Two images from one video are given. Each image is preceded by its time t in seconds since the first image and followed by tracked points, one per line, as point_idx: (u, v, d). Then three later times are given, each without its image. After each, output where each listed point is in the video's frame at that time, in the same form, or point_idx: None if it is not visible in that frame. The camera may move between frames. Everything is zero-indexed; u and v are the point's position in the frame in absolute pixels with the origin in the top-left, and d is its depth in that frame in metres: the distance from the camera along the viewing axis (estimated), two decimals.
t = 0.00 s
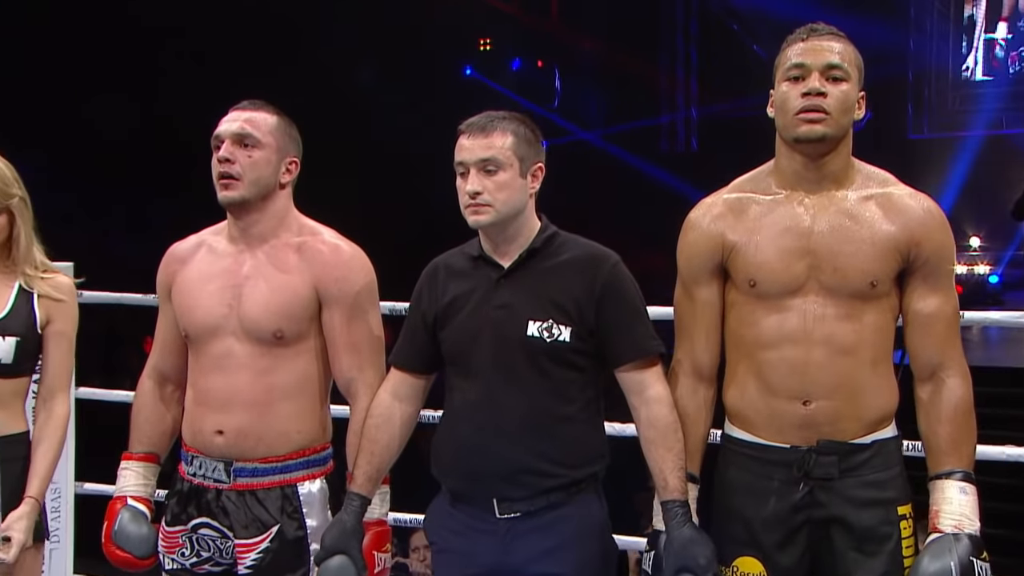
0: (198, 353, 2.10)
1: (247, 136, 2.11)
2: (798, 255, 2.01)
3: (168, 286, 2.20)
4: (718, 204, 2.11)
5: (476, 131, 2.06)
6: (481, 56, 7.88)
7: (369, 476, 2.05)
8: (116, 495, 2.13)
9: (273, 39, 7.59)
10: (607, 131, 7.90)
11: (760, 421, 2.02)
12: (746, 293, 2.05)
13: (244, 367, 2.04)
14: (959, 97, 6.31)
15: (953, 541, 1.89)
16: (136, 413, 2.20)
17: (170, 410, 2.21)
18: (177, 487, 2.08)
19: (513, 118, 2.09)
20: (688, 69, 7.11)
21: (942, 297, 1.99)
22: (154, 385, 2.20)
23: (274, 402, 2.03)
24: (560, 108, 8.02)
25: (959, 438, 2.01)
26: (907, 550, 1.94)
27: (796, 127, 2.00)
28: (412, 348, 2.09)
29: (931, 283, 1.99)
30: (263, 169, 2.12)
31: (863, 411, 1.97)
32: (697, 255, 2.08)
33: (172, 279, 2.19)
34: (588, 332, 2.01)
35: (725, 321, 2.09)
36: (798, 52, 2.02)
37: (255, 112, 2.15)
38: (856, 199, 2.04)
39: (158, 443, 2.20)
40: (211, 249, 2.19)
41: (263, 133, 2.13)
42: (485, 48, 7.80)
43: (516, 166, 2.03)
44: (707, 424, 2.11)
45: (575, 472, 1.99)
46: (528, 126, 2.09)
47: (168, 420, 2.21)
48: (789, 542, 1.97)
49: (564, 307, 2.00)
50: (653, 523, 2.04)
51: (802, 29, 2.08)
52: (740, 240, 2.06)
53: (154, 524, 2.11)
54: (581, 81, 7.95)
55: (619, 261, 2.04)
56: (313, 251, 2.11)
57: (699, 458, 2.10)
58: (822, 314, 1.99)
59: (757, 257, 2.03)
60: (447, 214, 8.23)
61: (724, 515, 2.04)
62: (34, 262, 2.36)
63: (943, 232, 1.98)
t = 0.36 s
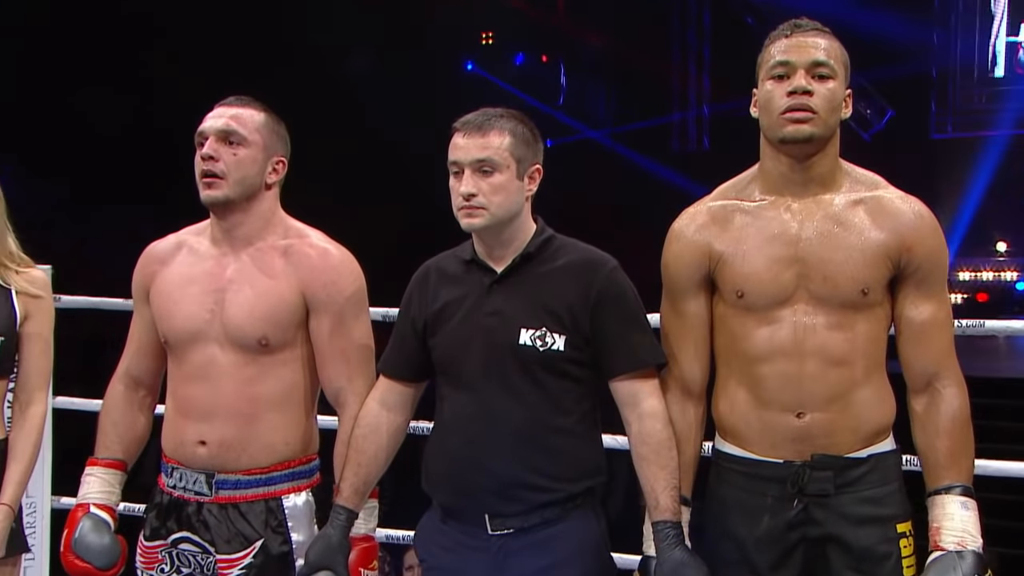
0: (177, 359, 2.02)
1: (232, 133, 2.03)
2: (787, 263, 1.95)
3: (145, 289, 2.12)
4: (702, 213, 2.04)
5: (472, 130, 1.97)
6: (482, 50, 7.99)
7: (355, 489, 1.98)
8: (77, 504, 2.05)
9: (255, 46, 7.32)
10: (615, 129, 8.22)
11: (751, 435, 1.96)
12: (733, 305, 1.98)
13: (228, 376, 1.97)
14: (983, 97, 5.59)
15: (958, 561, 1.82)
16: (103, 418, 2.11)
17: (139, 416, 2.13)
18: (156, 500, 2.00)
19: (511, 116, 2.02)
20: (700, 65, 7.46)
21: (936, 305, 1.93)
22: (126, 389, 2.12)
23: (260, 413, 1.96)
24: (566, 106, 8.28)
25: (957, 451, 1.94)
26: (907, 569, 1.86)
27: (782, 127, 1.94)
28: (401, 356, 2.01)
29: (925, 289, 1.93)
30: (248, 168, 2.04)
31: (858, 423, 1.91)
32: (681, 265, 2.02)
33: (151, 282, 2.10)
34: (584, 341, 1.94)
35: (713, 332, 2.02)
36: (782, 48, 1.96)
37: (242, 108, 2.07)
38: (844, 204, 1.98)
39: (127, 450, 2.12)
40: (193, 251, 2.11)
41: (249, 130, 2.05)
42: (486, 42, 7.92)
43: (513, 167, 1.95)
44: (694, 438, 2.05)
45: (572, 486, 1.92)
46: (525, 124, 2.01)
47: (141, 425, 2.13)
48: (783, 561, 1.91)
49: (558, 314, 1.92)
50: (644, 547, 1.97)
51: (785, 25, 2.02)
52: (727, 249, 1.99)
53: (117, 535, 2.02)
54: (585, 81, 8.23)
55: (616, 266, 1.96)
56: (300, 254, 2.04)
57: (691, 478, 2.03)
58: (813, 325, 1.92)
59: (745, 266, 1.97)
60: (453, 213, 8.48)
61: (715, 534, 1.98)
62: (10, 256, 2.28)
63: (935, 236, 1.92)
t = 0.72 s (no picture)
0: (156, 375, 1.94)
1: (208, 136, 1.95)
2: (767, 276, 1.89)
3: (122, 303, 2.03)
4: (677, 225, 1.97)
5: (462, 132, 1.90)
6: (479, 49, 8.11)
7: (346, 509, 1.90)
8: (64, 530, 1.95)
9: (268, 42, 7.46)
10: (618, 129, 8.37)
11: (731, 452, 1.89)
12: (713, 321, 1.91)
13: (208, 392, 1.89)
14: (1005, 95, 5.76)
15: None
16: (86, 441, 2.02)
17: (121, 438, 2.04)
18: (130, 518, 1.91)
19: (502, 116, 1.94)
20: (709, 64, 7.30)
21: (918, 316, 1.87)
22: (108, 411, 2.03)
23: (241, 430, 1.88)
24: (568, 106, 8.44)
25: (947, 469, 1.87)
26: None
27: (757, 136, 1.88)
28: (388, 369, 1.94)
29: (908, 300, 1.87)
30: (225, 172, 1.96)
31: (842, 442, 1.85)
32: (659, 280, 1.94)
33: (128, 296, 2.02)
34: (577, 352, 1.87)
35: (693, 349, 1.95)
36: (755, 53, 1.91)
37: (219, 109, 1.99)
38: (823, 213, 1.92)
39: (110, 473, 2.02)
40: (169, 263, 2.03)
41: (226, 133, 1.97)
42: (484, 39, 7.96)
43: (504, 172, 1.88)
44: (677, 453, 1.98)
45: (564, 504, 1.84)
46: (517, 125, 1.94)
47: (122, 449, 2.04)
48: None
49: (551, 324, 1.85)
50: None
51: (758, 28, 1.97)
52: (705, 262, 1.93)
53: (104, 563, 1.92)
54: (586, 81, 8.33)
55: (613, 273, 1.89)
56: (280, 263, 1.96)
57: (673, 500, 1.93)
58: (793, 340, 1.86)
59: (723, 281, 1.90)
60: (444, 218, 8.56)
61: (693, 554, 1.91)
62: None
63: (918, 246, 1.86)
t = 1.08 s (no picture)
0: (153, 384, 1.92)
1: (206, 145, 1.93)
2: (752, 286, 1.88)
3: (118, 312, 2.01)
4: (662, 234, 1.98)
5: (463, 139, 1.88)
6: (481, 56, 8.36)
7: (336, 517, 1.87)
8: (56, 545, 1.92)
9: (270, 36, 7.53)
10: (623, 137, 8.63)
11: (716, 464, 1.89)
12: (697, 331, 1.91)
13: (206, 401, 1.87)
14: (1019, 98, 5.72)
15: None
16: (80, 453, 1.99)
17: (116, 449, 2.01)
18: (130, 533, 1.89)
19: (504, 123, 1.93)
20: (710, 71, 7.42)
21: (905, 326, 1.86)
22: (102, 422, 2.01)
23: (237, 440, 1.86)
24: (572, 113, 8.69)
25: (933, 478, 1.85)
26: None
27: (743, 148, 1.88)
28: (383, 378, 1.92)
29: (894, 310, 1.87)
30: (224, 181, 1.94)
31: (828, 454, 1.84)
32: (644, 291, 1.94)
33: (124, 304, 2.00)
34: (577, 362, 1.86)
35: (677, 360, 1.94)
36: (740, 64, 1.90)
37: (216, 118, 1.98)
38: (809, 223, 1.93)
39: (105, 486, 1.99)
40: (166, 270, 2.01)
41: (225, 142, 1.95)
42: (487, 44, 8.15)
43: (505, 180, 1.86)
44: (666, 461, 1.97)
45: (561, 516, 1.82)
46: (518, 132, 1.93)
47: (118, 460, 2.01)
48: None
49: (549, 332, 1.84)
50: None
51: (743, 37, 1.97)
52: (689, 271, 1.92)
53: None
54: (591, 88, 8.57)
55: (613, 282, 1.88)
56: (278, 269, 1.94)
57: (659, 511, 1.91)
58: (779, 350, 1.85)
59: (708, 291, 1.89)
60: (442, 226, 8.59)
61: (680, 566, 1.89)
62: None
63: (904, 256, 1.86)
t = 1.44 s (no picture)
0: (159, 391, 1.93)
1: (211, 150, 1.94)
2: (760, 291, 1.88)
3: (125, 318, 2.02)
4: (667, 240, 1.98)
5: (462, 143, 1.89)
6: (487, 60, 8.28)
7: (344, 526, 1.88)
8: (60, 549, 1.92)
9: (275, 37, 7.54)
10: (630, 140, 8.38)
11: (724, 470, 1.89)
12: (704, 336, 1.91)
13: (212, 408, 1.87)
14: None
15: None
16: (86, 458, 2.01)
17: (122, 455, 2.02)
18: (136, 537, 1.90)
19: (503, 128, 1.93)
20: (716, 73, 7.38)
21: (912, 328, 1.87)
22: (108, 427, 2.02)
23: (244, 447, 1.87)
24: (579, 116, 8.48)
25: (944, 479, 1.86)
26: None
27: (749, 155, 1.88)
28: (385, 384, 1.92)
29: (901, 313, 1.87)
30: (228, 187, 1.95)
31: (837, 460, 1.85)
32: (649, 297, 1.94)
33: (130, 311, 2.01)
34: (578, 368, 1.87)
35: (684, 366, 1.95)
36: (742, 72, 1.90)
37: (221, 122, 1.99)
38: (815, 227, 1.93)
39: (111, 492, 2.00)
40: (172, 276, 2.02)
41: (229, 146, 1.96)
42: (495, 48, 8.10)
43: (505, 184, 1.87)
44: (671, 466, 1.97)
45: (564, 522, 1.83)
46: (518, 137, 1.94)
47: (124, 466, 2.02)
48: None
49: (548, 339, 1.84)
50: None
51: (744, 44, 1.97)
52: (696, 276, 1.92)
53: None
54: (598, 91, 8.33)
55: (614, 288, 1.89)
56: (284, 276, 1.95)
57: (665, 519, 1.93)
58: (788, 355, 1.86)
59: (715, 296, 1.90)
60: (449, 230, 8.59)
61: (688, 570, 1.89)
62: None
63: (909, 258, 1.87)
